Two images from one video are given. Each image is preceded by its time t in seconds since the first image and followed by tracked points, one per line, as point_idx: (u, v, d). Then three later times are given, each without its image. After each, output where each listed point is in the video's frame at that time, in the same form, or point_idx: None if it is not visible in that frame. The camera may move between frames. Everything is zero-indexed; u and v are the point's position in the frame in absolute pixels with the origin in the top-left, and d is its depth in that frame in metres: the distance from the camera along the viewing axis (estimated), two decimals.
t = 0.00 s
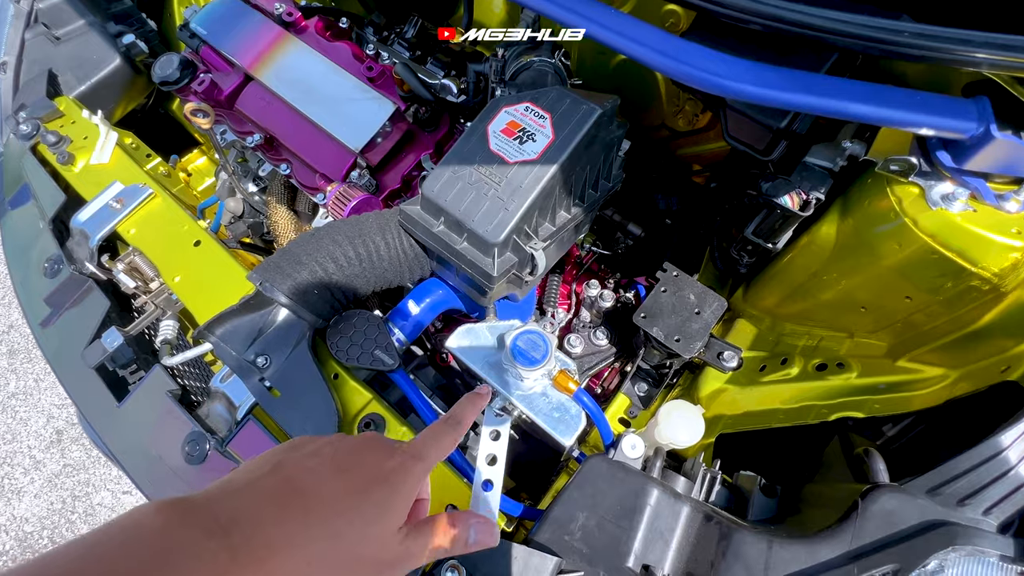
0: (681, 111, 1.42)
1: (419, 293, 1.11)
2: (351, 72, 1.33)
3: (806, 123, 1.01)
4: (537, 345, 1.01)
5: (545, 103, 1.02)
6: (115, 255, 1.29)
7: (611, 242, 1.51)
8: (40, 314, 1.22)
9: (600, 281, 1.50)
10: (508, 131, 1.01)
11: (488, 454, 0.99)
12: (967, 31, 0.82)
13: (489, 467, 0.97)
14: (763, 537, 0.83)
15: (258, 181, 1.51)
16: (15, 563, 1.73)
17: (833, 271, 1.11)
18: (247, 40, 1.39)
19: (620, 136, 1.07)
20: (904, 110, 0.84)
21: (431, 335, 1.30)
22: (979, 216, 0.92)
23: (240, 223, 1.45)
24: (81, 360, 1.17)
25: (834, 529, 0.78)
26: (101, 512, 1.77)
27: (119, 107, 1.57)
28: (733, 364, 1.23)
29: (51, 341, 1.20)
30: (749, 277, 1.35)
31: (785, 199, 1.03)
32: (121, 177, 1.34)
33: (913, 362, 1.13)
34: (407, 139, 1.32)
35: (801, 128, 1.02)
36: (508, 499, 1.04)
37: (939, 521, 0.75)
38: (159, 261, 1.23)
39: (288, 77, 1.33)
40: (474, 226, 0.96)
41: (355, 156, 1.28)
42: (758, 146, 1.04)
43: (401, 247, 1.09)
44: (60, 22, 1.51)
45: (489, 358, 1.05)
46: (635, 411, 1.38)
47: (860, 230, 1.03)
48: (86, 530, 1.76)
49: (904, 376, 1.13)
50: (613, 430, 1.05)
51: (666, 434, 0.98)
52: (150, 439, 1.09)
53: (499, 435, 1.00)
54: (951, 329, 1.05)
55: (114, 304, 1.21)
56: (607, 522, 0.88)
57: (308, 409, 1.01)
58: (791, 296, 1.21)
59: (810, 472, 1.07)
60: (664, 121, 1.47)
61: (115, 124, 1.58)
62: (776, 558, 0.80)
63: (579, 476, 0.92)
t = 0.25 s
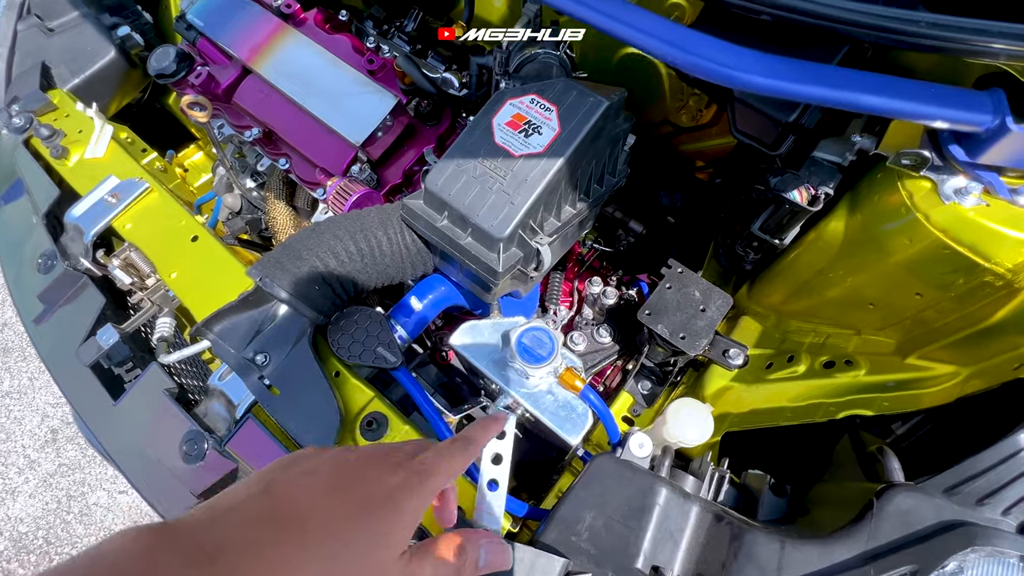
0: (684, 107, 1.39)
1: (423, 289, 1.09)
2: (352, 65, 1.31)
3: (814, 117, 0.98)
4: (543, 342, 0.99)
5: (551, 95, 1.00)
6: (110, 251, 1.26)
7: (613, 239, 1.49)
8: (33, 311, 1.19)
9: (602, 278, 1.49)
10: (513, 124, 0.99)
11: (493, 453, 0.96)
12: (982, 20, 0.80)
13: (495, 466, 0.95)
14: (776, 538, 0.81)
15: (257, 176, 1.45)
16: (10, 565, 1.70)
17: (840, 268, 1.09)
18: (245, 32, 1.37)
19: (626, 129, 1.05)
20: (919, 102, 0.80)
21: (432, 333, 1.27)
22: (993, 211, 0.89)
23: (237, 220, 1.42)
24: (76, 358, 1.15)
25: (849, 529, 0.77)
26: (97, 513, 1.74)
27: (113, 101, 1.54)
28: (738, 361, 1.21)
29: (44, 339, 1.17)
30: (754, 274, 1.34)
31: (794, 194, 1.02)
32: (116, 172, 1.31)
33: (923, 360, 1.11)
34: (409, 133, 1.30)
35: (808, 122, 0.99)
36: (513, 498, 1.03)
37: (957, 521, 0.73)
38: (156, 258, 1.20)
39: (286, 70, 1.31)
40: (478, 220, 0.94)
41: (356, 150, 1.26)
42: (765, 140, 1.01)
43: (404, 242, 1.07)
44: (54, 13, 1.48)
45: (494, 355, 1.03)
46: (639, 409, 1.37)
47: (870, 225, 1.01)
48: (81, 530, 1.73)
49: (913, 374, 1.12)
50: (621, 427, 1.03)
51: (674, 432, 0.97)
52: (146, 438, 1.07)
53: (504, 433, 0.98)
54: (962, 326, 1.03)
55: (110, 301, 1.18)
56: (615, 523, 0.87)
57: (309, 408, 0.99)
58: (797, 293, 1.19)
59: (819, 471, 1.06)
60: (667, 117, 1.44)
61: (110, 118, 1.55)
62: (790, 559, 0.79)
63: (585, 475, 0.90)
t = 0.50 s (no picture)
0: (685, 104, 1.40)
1: (428, 285, 1.09)
2: (355, 61, 1.31)
3: (817, 114, 0.98)
4: (548, 337, 0.99)
5: (556, 92, 1.01)
6: (113, 247, 1.27)
7: (614, 237, 1.49)
8: (35, 307, 1.19)
9: (603, 275, 1.47)
10: (518, 120, 0.99)
11: (499, 448, 0.97)
12: (987, 17, 0.81)
13: (501, 461, 0.96)
14: (782, 531, 0.82)
15: (259, 173, 1.45)
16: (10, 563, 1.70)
17: (841, 265, 1.10)
18: (247, 28, 1.37)
19: (630, 126, 1.06)
20: (923, 99, 0.81)
21: (432, 330, 1.26)
22: (995, 207, 0.90)
23: (239, 216, 1.43)
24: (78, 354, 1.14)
25: (854, 522, 0.78)
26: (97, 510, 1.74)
27: (114, 98, 1.53)
28: (741, 357, 1.21)
29: (45, 335, 1.17)
30: (755, 271, 1.35)
31: (797, 190, 1.03)
32: (118, 168, 1.31)
33: (925, 355, 1.12)
34: (412, 130, 1.30)
35: (811, 120, 0.98)
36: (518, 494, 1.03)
37: (962, 513, 0.74)
38: (158, 254, 1.19)
39: (290, 66, 1.31)
40: (484, 216, 0.95)
41: (360, 146, 1.26)
42: (768, 137, 1.02)
43: (408, 237, 1.07)
44: (54, 9, 1.48)
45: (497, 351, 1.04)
46: (640, 406, 1.38)
47: (872, 222, 1.02)
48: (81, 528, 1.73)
49: (915, 369, 1.12)
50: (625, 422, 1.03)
51: (678, 427, 0.97)
52: (148, 434, 1.07)
53: (509, 428, 0.99)
54: (964, 321, 1.04)
55: (112, 297, 1.18)
56: (620, 517, 0.87)
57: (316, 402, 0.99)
58: (798, 291, 1.20)
59: (822, 466, 1.07)
60: (669, 114, 1.45)
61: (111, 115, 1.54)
62: (796, 552, 0.79)
63: (591, 470, 0.90)
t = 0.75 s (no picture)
0: (683, 105, 1.39)
1: (421, 285, 1.08)
2: (348, 60, 1.30)
3: (813, 115, 0.98)
4: (542, 340, 0.98)
5: (551, 92, 1.00)
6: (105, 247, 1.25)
7: (610, 238, 1.48)
8: (24, 308, 1.17)
9: (600, 276, 1.48)
10: (513, 120, 0.99)
11: (492, 451, 0.97)
12: (984, 20, 0.80)
13: (494, 465, 0.95)
14: (776, 536, 0.81)
15: (253, 173, 1.46)
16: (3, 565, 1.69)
17: (836, 267, 1.10)
18: (240, 27, 1.36)
19: (626, 126, 1.05)
20: (919, 101, 0.80)
21: (429, 331, 1.27)
22: (990, 210, 0.89)
23: (233, 216, 1.43)
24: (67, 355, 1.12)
25: (848, 527, 0.77)
26: (89, 511, 1.73)
27: (107, 96, 1.52)
28: (736, 359, 1.21)
29: (34, 336, 1.15)
30: (751, 273, 1.34)
31: (793, 192, 1.01)
32: (109, 167, 1.29)
33: (920, 358, 1.11)
34: (407, 130, 1.29)
35: (809, 121, 0.98)
36: (512, 497, 1.02)
37: (956, 519, 0.74)
38: (151, 255, 1.18)
39: (283, 65, 1.30)
40: (478, 217, 0.94)
41: (353, 146, 1.25)
42: (765, 139, 1.01)
43: (402, 239, 1.06)
44: (46, 8, 1.48)
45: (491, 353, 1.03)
46: (636, 408, 1.37)
47: (868, 224, 1.01)
48: (74, 530, 1.72)
49: (910, 372, 1.12)
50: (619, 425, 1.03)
51: (673, 430, 0.97)
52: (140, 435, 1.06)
53: (503, 432, 0.99)
54: (959, 324, 1.03)
55: (103, 298, 1.17)
56: (615, 521, 0.86)
57: (304, 403, 1.04)
58: (795, 292, 1.20)
59: (817, 468, 1.07)
60: (666, 115, 1.44)
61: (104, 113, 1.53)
62: (790, 557, 0.79)
63: (585, 473, 0.89)
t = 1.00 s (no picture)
0: (690, 106, 1.37)
1: (428, 287, 1.07)
2: (355, 59, 1.29)
3: (825, 117, 0.97)
4: (553, 344, 0.97)
5: (562, 93, 0.99)
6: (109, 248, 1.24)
7: (615, 238, 1.47)
8: (29, 309, 1.17)
9: (606, 278, 1.47)
10: (524, 121, 0.97)
11: (501, 456, 0.95)
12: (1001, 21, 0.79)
13: (504, 470, 0.94)
14: (791, 544, 0.81)
15: (257, 173, 1.44)
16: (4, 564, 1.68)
17: (847, 271, 1.09)
18: (246, 25, 1.34)
19: (636, 128, 1.03)
20: (936, 103, 0.79)
21: (432, 334, 1.25)
22: (1006, 214, 0.88)
23: (236, 216, 1.41)
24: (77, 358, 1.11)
25: (865, 537, 0.76)
26: (91, 512, 1.72)
27: (110, 95, 1.51)
28: (745, 363, 1.20)
29: (38, 337, 1.14)
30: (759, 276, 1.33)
31: (805, 195, 0.99)
32: (113, 167, 1.28)
33: (933, 363, 1.10)
34: (414, 130, 1.27)
35: (820, 123, 0.97)
36: (521, 502, 1.01)
37: (976, 529, 0.72)
38: (155, 255, 1.18)
39: (289, 64, 1.28)
40: (488, 220, 0.93)
41: (360, 147, 1.24)
42: (776, 140, 1.00)
43: (410, 241, 1.05)
44: (49, 6, 1.46)
45: (500, 357, 1.02)
46: (643, 410, 1.36)
47: (881, 227, 1.00)
48: (75, 530, 1.71)
49: (923, 377, 1.11)
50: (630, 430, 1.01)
51: (685, 436, 0.96)
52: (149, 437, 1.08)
53: (512, 437, 0.97)
54: (974, 330, 1.02)
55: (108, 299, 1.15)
56: (626, 528, 0.85)
57: (311, 405, 1.02)
58: (804, 294, 1.19)
59: (828, 475, 1.06)
60: (672, 117, 1.42)
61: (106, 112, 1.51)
62: (805, 565, 0.78)
63: (595, 478, 0.89)
